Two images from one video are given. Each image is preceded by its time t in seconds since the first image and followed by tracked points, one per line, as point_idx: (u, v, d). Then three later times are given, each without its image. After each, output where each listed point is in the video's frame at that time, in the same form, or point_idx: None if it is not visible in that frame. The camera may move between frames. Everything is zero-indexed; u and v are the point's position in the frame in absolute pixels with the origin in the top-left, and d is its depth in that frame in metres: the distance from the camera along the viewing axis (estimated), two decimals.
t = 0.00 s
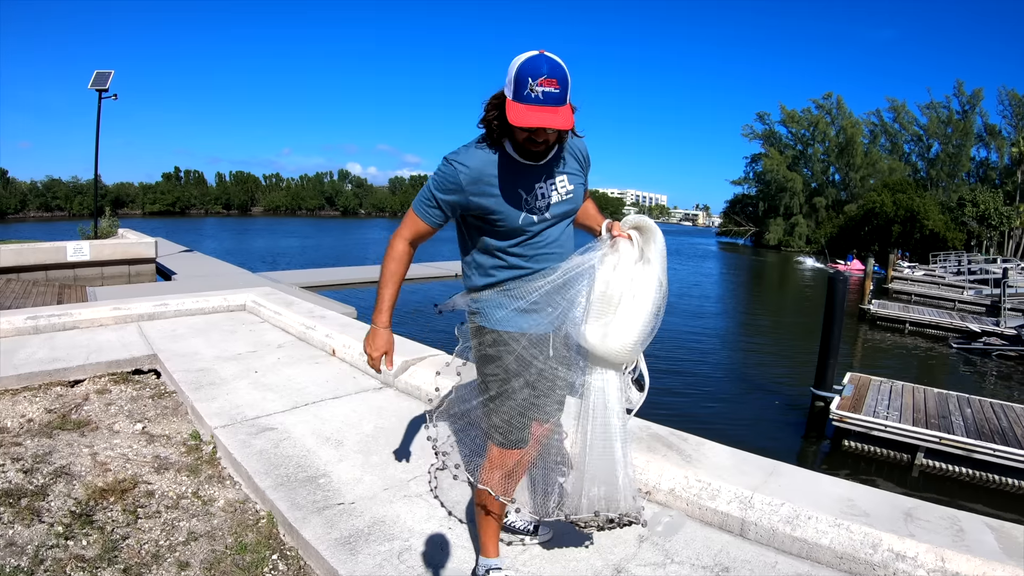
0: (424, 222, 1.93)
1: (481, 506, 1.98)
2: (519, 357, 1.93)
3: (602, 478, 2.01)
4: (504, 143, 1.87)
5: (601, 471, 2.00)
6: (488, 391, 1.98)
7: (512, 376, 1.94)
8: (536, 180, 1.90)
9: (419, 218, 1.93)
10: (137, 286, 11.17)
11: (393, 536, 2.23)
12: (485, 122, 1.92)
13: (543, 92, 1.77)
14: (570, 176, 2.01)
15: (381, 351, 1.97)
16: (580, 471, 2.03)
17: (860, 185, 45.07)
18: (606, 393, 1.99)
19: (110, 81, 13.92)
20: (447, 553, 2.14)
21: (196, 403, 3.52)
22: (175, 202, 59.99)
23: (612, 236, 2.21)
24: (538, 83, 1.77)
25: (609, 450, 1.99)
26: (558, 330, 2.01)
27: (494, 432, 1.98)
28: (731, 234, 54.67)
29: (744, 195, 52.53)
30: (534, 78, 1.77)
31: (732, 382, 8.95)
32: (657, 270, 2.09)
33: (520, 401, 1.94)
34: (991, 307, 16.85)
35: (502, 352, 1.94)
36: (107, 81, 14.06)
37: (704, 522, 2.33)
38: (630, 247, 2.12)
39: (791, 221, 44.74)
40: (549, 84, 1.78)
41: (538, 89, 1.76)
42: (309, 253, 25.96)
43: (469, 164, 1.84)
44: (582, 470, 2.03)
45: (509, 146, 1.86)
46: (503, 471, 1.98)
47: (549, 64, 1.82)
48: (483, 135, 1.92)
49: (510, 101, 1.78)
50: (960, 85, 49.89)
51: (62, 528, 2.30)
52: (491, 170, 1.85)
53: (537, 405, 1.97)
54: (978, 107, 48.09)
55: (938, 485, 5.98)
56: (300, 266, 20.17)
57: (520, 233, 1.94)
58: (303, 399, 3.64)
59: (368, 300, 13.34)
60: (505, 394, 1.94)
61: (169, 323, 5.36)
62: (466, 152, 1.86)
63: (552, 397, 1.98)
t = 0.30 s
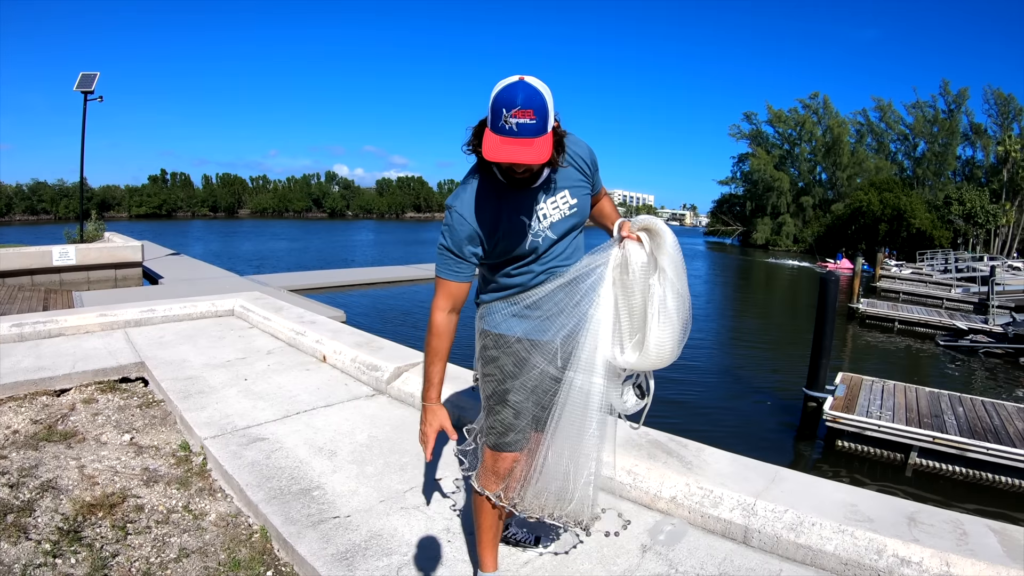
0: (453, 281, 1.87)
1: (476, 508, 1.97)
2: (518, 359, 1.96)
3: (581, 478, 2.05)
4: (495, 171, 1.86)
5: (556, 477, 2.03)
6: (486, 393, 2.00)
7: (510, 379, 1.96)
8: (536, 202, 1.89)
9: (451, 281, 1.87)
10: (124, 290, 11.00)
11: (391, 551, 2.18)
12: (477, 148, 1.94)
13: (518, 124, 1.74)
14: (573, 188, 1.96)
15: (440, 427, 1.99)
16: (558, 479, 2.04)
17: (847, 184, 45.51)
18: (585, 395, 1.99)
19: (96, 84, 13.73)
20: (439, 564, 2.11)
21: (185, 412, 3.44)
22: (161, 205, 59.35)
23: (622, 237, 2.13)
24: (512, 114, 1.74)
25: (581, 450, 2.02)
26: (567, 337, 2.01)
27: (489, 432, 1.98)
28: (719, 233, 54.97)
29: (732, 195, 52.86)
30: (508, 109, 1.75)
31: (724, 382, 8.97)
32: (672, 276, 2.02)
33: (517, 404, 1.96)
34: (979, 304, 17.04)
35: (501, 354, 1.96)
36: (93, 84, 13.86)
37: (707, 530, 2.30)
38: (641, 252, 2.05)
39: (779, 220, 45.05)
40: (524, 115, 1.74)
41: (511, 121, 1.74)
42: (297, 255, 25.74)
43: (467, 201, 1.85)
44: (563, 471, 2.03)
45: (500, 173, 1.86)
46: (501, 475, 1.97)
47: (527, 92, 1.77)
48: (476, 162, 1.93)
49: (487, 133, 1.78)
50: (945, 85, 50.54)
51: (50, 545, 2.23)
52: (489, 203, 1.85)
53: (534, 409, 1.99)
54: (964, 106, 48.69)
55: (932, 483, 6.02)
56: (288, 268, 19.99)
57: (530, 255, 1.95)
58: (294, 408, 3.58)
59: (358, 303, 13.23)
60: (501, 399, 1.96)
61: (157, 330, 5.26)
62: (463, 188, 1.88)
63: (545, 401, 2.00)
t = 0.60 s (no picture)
0: (472, 289, 1.87)
1: (480, 512, 1.96)
2: (524, 360, 1.94)
3: (581, 467, 2.12)
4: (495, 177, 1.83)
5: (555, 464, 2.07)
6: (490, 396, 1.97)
7: (515, 381, 1.94)
8: (539, 205, 1.88)
9: (469, 291, 1.87)
10: (113, 295, 10.87)
11: (390, 560, 2.14)
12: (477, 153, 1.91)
13: (515, 136, 1.72)
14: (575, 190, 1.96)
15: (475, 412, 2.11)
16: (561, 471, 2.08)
17: (836, 184, 45.87)
18: (585, 391, 2.05)
19: (85, 87, 13.58)
20: (431, 566, 2.12)
21: (177, 419, 3.39)
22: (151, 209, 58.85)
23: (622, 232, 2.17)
24: (509, 126, 1.72)
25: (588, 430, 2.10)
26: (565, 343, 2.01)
27: (495, 435, 1.97)
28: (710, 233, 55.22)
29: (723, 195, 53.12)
30: (505, 120, 1.73)
31: (718, 382, 8.98)
32: (672, 268, 2.04)
33: (524, 405, 1.95)
34: (969, 303, 17.19)
35: (506, 356, 1.93)
36: (81, 87, 13.70)
37: (709, 534, 2.28)
38: (641, 245, 2.07)
39: (768, 220, 45.31)
40: (521, 127, 1.72)
41: (508, 133, 1.72)
42: (288, 258, 25.58)
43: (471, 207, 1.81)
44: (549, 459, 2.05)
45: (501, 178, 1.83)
46: (508, 478, 1.95)
47: (524, 102, 1.75)
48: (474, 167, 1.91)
49: (484, 143, 1.77)
50: (932, 86, 51.11)
51: (40, 558, 2.18)
52: (494, 209, 1.81)
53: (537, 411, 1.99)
54: (952, 106, 49.20)
55: (928, 481, 6.05)
56: (278, 272, 19.83)
57: (535, 259, 1.96)
58: (288, 414, 3.53)
59: (351, 307, 13.15)
60: (507, 399, 1.95)
61: (147, 336, 5.19)
62: (465, 193, 1.84)
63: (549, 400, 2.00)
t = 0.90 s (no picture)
0: (465, 274, 1.87)
1: (484, 507, 1.92)
2: (528, 347, 1.92)
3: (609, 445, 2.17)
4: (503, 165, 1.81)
5: (590, 446, 2.16)
6: (495, 386, 1.93)
7: (520, 370, 1.92)
8: (545, 194, 1.88)
9: (460, 274, 1.87)
10: (109, 295, 10.81)
11: (391, 560, 2.12)
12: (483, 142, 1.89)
13: (529, 123, 1.71)
14: (576, 179, 1.98)
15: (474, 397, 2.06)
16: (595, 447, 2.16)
17: (832, 180, 45.94)
18: (606, 375, 2.13)
19: (80, 86, 13.50)
20: (428, 563, 2.11)
21: (174, 419, 3.36)
22: (147, 209, 58.59)
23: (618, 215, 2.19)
24: (523, 113, 1.71)
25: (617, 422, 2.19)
26: (565, 334, 2.02)
27: (500, 426, 1.94)
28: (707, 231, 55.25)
29: (719, 192, 53.17)
30: (519, 107, 1.72)
31: (716, 379, 8.99)
32: (670, 247, 2.07)
33: (530, 394, 1.93)
34: (966, 299, 17.24)
35: (510, 345, 1.92)
36: (77, 86, 13.62)
37: (712, 530, 2.27)
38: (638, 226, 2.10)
39: (765, 217, 45.34)
40: (536, 114, 1.71)
41: (523, 120, 1.71)
42: (283, 257, 25.49)
43: (479, 197, 1.78)
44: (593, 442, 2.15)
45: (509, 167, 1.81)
46: (514, 467, 1.92)
47: (538, 90, 1.74)
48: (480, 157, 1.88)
49: (497, 130, 1.74)
50: (928, 82, 51.21)
51: (38, 560, 2.15)
52: (503, 198, 1.80)
53: (544, 400, 1.96)
54: (948, 102, 49.29)
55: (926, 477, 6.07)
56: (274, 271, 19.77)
57: (539, 251, 1.97)
58: (286, 412, 3.51)
59: (347, 305, 13.12)
60: (514, 390, 1.91)
61: (144, 335, 5.16)
62: (471, 182, 1.81)
63: (557, 387, 1.99)
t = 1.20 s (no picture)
0: (488, 293, 1.76)
1: (487, 502, 1.89)
2: (530, 340, 1.94)
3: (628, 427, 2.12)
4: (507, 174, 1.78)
5: (622, 430, 2.12)
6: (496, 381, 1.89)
7: (521, 363, 1.90)
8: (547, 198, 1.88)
9: (488, 296, 1.76)
10: (106, 289, 10.77)
11: (390, 555, 2.12)
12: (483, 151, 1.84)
13: (535, 134, 1.68)
14: (573, 177, 2.01)
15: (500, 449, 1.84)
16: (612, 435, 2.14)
17: (830, 176, 45.94)
18: (630, 350, 2.08)
19: (77, 79, 13.42)
20: (426, 558, 2.11)
21: (172, 413, 3.35)
22: (144, 203, 58.43)
23: (613, 198, 2.19)
24: (528, 124, 1.67)
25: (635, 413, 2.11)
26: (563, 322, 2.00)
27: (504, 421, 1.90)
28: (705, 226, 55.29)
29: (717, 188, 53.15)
30: (523, 119, 1.67)
31: (713, 374, 9.01)
32: (669, 224, 2.06)
33: (532, 383, 1.91)
34: (964, 295, 17.29)
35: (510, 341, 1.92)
36: (74, 79, 13.53)
37: (711, 525, 2.27)
38: (635, 207, 2.11)
39: (762, 213, 45.35)
40: (540, 125, 1.68)
41: (527, 132, 1.67)
42: (281, 251, 25.46)
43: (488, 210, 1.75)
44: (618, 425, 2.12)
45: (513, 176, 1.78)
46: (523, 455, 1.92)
47: (541, 98, 1.70)
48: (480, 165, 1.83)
49: (500, 142, 1.71)
50: (927, 78, 51.18)
51: (35, 555, 2.14)
52: (510, 207, 1.78)
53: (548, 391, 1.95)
54: (947, 99, 49.29)
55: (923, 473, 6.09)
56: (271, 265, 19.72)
57: (542, 251, 2.00)
58: (284, 407, 3.50)
59: (346, 299, 13.10)
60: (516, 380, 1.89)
61: (141, 328, 5.15)
62: (478, 193, 1.76)
63: (558, 374, 1.97)
